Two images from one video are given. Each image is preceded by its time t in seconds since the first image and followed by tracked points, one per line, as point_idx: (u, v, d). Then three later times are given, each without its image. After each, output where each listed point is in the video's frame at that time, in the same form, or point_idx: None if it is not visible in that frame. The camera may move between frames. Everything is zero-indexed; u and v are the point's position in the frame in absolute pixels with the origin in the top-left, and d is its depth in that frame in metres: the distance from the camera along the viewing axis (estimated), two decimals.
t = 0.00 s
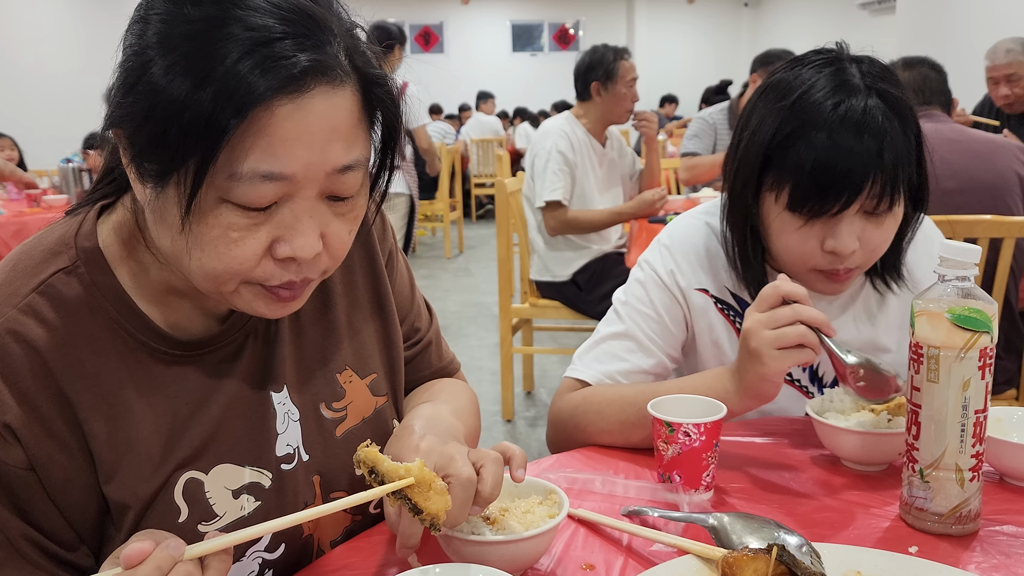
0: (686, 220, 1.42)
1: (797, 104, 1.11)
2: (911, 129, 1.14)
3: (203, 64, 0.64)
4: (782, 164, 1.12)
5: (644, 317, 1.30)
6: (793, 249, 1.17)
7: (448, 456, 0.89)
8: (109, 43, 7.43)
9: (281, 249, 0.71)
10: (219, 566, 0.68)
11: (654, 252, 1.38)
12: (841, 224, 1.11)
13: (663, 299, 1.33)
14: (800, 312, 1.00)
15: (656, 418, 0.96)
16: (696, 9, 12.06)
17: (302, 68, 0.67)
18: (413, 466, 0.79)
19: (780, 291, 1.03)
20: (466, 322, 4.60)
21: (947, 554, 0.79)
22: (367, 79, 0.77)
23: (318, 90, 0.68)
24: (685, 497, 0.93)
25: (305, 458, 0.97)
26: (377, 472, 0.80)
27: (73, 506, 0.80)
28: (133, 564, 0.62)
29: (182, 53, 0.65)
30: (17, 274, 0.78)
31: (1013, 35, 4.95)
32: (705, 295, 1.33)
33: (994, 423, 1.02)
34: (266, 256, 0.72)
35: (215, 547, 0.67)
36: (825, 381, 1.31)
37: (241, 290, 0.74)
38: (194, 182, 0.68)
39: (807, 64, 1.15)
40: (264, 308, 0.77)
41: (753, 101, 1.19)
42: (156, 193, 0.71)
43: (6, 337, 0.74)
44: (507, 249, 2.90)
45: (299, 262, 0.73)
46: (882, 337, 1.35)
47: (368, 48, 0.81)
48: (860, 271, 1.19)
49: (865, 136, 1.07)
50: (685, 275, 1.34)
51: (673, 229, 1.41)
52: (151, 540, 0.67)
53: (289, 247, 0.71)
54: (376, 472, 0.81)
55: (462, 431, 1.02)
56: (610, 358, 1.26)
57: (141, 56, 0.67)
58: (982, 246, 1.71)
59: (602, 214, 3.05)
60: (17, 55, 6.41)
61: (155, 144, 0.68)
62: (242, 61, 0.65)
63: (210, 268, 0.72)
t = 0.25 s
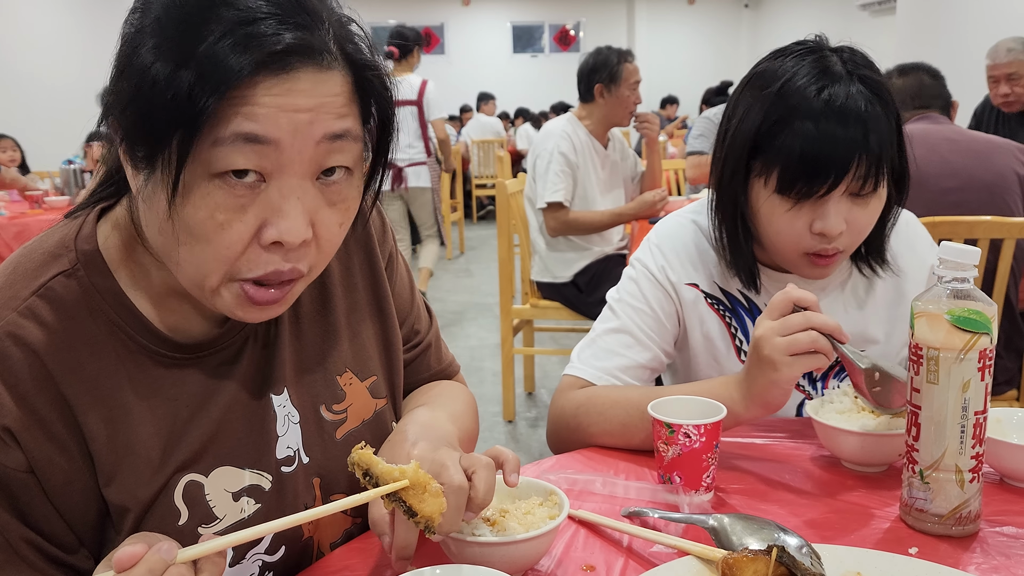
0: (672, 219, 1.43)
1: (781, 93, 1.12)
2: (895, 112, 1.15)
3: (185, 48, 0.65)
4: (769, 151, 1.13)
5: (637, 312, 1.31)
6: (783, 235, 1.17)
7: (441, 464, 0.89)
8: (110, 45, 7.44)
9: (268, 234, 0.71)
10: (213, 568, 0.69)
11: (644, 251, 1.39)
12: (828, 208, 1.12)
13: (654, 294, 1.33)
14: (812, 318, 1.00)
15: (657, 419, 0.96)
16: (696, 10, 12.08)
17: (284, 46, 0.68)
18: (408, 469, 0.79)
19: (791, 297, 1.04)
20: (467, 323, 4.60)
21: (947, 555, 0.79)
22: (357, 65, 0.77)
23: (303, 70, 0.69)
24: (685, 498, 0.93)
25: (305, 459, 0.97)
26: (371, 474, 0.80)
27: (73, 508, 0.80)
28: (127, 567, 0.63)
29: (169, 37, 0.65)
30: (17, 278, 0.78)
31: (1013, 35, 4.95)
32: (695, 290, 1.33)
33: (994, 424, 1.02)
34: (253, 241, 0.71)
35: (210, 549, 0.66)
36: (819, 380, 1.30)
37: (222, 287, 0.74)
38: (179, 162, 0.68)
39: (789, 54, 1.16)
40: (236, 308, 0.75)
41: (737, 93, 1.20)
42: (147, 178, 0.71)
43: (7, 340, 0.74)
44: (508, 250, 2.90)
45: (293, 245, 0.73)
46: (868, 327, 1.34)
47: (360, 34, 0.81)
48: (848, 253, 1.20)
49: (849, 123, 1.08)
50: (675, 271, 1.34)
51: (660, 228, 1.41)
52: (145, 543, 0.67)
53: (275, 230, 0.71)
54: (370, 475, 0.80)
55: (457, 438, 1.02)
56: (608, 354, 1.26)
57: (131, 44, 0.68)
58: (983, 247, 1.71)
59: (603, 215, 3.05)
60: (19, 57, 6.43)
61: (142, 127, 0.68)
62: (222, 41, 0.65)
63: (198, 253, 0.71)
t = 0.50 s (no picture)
0: (669, 219, 1.43)
1: (775, 87, 1.13)
2: (890, 107, 1.15)
3: (186, 43, 0.65)
4: (764, 143, 1.14)
5: (636, 310, 1.31)
6: (779, 228, 1.17)
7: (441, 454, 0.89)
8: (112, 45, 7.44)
9: (267, 228, 0.71)
10: (210, 567, 0.70)
11: (641, 250, 1.39)
12: (824, 199, 1.12)
13: (653, 292, 1.32)
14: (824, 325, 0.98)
15: (659, 419, 0.96)
16: (697, 10, 12.08)
17: (286, 41, 0.68)
18: (408, 467, 0.80)
19: (802, 299, 1.04)
20: (468, 323, 4.60)
21: (949, 555, 0.79)
22: (359, 63, 0.77)
23: (305, 65, 0.70)
24: (687, 498, 0.93)
25: (307, 458, 0.98)
26: (371, 472, 0.81)
27: (75, 506, 0.80)
28: (125, 564, 0.63)
29: (172, 32, 0.66)
30: (19, 277, 0.78)
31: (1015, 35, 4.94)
32: (693, 289, 1.32)
33: (996, 424, 1.02)
34: (252, 235, 0.71)
35: (209, 547, 0.66)
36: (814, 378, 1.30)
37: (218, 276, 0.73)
38: (181, 156, 0.68)
39: (784, 49, 1.17)
40: (238, 300, 0.74)
41: (732, 88, 1.21)
42: (149, 172, 0.72)
43: (10, 339, 0.74)
44: (510, 250, 2.91)
45: (293, 242, 0.73)
46: (864, 324, 1.35)
47: (363, 31, 0.81)
48: (844, 246, 1.20)
49: (843, 116, 1.08)
50: (673, 270, 1.34)
51: (657, 229, 1.41)
52: (144, 541, 0.67)
53: (275, 225, 0.71)
54: (371, 473, 0.82)
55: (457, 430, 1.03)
56: (609, 352, 1.26)
57: (135, 42, 0.69)
58: (985, 247, 1.71)
59: (604, 216, 3.05)
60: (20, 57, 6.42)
61: (143, 119, 0.69)
62: (222, 38, 0.66)
63: (195, 245, 0.71)
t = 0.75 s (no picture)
0: (669, 219, 1.43)
1: (775, 83, 1.13)
2: (890, 104, 1.15)
3: (201, 56, 0.65)
4: (764, 137, 1.14)
5: (637, 310, 1.31)
6: (778, 221, 1.17)
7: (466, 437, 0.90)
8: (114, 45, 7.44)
9: (281, 241, 0.72)
10: (211, 565, 0.70)
11: (642, 250, 1.39)
12: (823, 194, 1.12)
13: (653, 292, 1.32)
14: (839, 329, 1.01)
15: (661, 418, 0.96)
16: (698, 10, 12.08)
17: (303, 60, 0.68)
18: (408, 465, 0.79)
19: (814, 301, 1.06)
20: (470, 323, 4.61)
21: (951, 555, 0.79)
22: (371, 74, 0.77)
23: (321, 83, 0.69)
24: (689, 498, 0.93)
25: (309, 456, 0.98)
26: (370, 470, 0.81)
27: (78, 502, 0.81)
28: (124, 562, 0.63)
29: (186, 45, 0.66)
30: (24, 275, 0.79)
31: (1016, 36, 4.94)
32: (693, 289, 1.33)
33: (998, 425, 1.02)
34: (267, 247, 0.73)
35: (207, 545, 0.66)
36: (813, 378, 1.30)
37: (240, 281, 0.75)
38: (200, 170, 0.68)
39: (786, 46, 1.17)
40: (261, 300, 0.77)
41: (733, 86, 1.21)
42: (160, 180, 0.72)
43: (13, 336, 0.75)
44: (511, 250, 2.91)
45: (301, 253, 0.74)
46: (863, 322, 1.35)
47: (372, 41, 0.80)
48: (845, 242, 1.20)
49: (843, 111, 1.08)
50: (673, 269, 1.34)
51: (657, 229, 1.41)
52: (144, 539, 0.68)
53: (288, 238, 0.72)
54: (370, 470, 0.81)
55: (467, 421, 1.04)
56: (610, 351, 1.26)
57: (148, 51, 0.68)
58: (987, 247, 1.71)
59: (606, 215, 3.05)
60: (21, 57, 6.43)
61: (158, 131, 0.69)
62: (243, 52, 0.65)
63: (211, 255, 0.72)
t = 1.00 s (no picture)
0: (670, 219, 1.42)
1: (780, 81, 1.13)
2: (895, 101, 1.15)
3: (210, 59, 0.65)
4: (769, 136, 1.14)
5: (637, 310, 1.31)
6: (782, 220, 1.17)
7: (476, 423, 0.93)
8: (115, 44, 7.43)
9: (290, 239, 0.72)
10: (213, 563, 0.69)
11: (642, 250, 1.39)
12: (828, 192, 1.12)
13: (654, 292, 1.32)
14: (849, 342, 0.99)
15: (663, 418, 0.96)
16: (699, 10, 12.08)
17: (310, 57, 0.68)
18: (411, 465, 0.80)
19: (822, 312, 1.01)
20: (470, 323, 4.61)
21: (953, 554, 0.79)
22: (374, 70, 0.77)
23: (327, 80, 0.69)
24: (691, 497, 0.93)
25: (312, 454, 0.98)
26: (375, 469, 0.81)
27: (81, 499, 0.81)
28: (127, 560, 0.63)
29: (192, 44, 0.65)
30: (27, 271, 0.78)
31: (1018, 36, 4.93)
32: (694, 288, 1.33)
33: (1000, 425, 1.02)
34: (275, 246, 0.73)
35: (209, 544, 0.66)
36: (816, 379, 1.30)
37: (251, 284, 0.76)
38: (208, 170, 0.68)
39: (791, 44, 1.17)
40: (270, 299, 0.77)
41: (737, 85, 1.21)
42: (167, 182, 0.72)
43: (16, 333, 0.74)
44: (512, 250, 2.91)
45: (309, 250, 0.74)
46: (863, 321, 1.35)
47: (374, 36, 0.80)
48: (848, 241, 1.20)
49: (849, 109, 1.08)
50: (674, 269, 1.34)
51: (659, 228, 1.41)
52: (148, 537, 0.68)
53: (297, 236, 0.72)
54: (374, 469, 0.82)
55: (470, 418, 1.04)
56: (611, 351, 1.26)
57: (154, 50, 0.68)
58: (988, 248, 1.71)
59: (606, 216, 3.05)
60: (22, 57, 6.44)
61: (166, 134, 0.68)
62: (250, 52, 0.65)
63: (221, 256, 0.73)
